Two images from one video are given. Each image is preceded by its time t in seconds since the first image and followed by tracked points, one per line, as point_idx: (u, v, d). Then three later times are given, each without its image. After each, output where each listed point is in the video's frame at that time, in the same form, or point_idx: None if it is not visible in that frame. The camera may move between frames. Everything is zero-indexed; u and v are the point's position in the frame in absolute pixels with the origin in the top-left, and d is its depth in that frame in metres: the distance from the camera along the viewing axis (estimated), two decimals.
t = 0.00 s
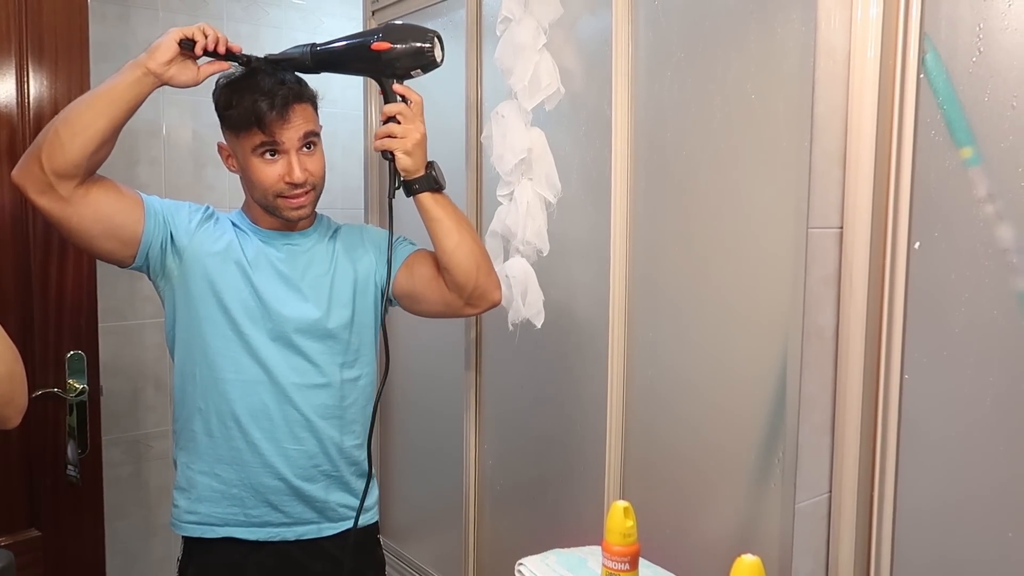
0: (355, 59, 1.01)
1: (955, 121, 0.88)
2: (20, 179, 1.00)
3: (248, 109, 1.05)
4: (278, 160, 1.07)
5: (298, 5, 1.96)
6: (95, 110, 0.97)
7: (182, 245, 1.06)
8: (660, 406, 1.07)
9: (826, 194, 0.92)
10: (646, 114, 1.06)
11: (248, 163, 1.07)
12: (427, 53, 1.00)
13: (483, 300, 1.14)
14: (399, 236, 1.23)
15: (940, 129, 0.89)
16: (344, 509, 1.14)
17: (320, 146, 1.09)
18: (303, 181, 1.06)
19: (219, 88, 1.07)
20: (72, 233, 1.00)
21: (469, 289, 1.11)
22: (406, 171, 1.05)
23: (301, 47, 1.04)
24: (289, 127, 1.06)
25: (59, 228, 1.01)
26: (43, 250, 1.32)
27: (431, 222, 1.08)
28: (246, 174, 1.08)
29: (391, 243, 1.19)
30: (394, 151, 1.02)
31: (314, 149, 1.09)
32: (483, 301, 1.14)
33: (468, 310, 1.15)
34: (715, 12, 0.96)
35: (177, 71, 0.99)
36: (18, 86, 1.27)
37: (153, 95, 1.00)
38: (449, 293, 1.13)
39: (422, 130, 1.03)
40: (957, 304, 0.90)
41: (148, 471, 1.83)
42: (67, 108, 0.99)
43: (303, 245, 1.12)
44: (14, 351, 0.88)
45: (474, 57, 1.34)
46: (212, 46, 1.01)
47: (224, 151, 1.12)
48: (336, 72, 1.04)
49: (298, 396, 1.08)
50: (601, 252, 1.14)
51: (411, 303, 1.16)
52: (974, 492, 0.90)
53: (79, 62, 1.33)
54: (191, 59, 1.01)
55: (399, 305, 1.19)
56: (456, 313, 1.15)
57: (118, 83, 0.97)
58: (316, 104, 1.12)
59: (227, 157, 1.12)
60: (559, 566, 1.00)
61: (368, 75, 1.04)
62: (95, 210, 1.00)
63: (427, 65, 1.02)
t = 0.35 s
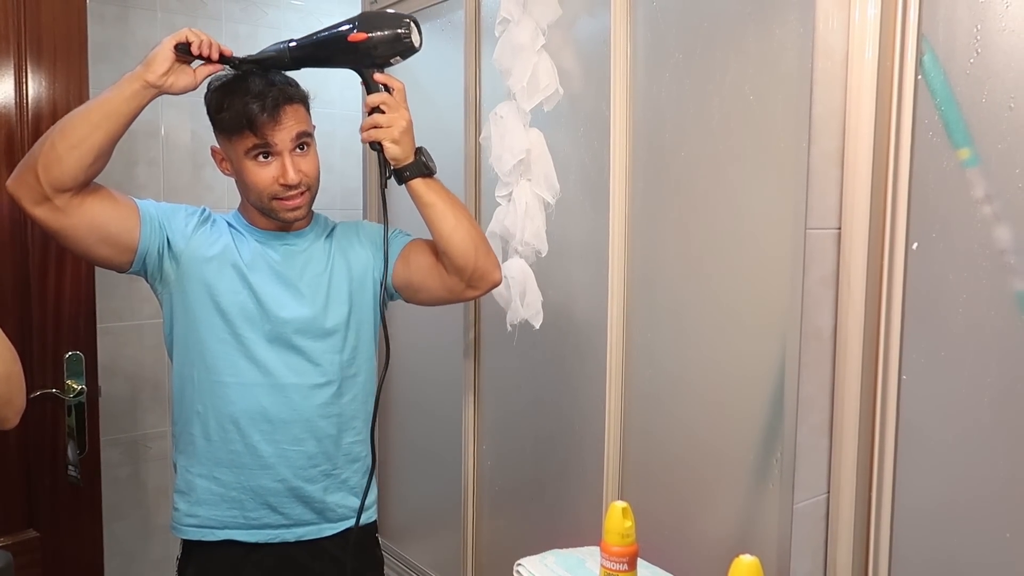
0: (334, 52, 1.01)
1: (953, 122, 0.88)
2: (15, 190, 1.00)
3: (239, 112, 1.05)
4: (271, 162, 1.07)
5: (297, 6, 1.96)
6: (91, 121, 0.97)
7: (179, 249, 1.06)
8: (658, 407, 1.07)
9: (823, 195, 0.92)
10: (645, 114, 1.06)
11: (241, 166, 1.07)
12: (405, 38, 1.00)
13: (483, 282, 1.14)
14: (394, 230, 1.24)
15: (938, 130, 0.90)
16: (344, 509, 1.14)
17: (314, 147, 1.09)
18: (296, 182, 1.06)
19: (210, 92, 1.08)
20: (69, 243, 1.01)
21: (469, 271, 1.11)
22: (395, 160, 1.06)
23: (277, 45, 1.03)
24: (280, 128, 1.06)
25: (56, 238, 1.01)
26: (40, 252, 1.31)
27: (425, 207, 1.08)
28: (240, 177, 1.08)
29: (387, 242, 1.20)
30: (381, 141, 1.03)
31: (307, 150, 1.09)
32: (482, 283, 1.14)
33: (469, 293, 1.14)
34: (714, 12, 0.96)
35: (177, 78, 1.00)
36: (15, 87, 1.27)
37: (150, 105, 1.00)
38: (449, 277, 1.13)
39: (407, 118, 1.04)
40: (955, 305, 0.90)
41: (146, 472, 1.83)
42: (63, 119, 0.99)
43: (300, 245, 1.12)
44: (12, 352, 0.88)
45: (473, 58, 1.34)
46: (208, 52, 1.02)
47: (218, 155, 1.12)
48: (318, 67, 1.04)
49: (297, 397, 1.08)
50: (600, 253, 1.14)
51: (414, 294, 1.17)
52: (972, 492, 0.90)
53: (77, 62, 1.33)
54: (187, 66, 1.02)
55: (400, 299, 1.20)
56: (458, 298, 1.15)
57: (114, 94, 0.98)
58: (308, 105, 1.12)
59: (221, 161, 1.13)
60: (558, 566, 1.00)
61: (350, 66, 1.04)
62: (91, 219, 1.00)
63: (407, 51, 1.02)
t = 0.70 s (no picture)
0: (338, 49, 1.00)
1: (952, 123, 0.88)
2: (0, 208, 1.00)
3: (228, 116, 1.05)
4: (264, 163, 1.07)
5: (296, 7, 1.96)
6: (71, 136, 0.97)
7: (173, 255, 1.06)
8: (657, 407, 1.07)
9: (822, 196, 0.92)
10: (644, 115, 1.06)
11: (234, 168, 1.07)
12: (410, 37, 0.99)
13: (487, 280, 1.15)
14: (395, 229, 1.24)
15: (937, 130, 0.90)
16: (346, 509, 1.14)
17: (305, 145, 1.10)
18: (290, 181, 1.06)
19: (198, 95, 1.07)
20: (60, 257, 1.01)
21: (473, 271, 1.12)
22: (404, 158, 1.06)
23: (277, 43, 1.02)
24: (271, 129, 1.06)
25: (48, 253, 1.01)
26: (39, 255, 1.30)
27: (433, 208, 1.08)
28: (233, 179, 1.08)
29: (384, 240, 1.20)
30: (390, 140, 1.02)
31: (298, 148, 1.09)
32: (485, 281, 1.14)
33: (471, 291, 1.15)
34: (713, 13, 0.96)
35: (153, 92, 1.00)
36: (14, 87, 1.27)
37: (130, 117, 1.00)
38: (453, 276, 1.13)
39: (415, 117, 1.03)
40: (954, 305, 0.90)
41: (145, 472, 1.83)
42: (42, 135, 0.99)
43: (296, 245, 1.12)
44: (10, 352, 0.88)
45: (472, 58, 1.34)
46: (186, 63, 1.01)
47: (209, 158, 1.12)
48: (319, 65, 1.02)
49: (296, 398, 1.08)
50: (599, 253, 1.14)
51: (417, 291, 1.17)
52: (971, 492, 0.90)
53: (77, 63, 1.33)
54: (163, 80, 1.02)
55: (398, 296, 1.20)
56: (459, 295, 1.16)
57: (92, 108, 0.97)
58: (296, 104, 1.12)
59: (212, 164, 1.13)
60: (557, 566, 1.00)
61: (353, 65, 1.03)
62: (79, 232, 1.00)
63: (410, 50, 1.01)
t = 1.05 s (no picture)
0: (324, 43, 1.00)
1: (949, 124, 0.88)
2: None
3: (229, 115, 1.06)
4: (263, 164, 1.07)
5: (295, 8, 1.96)
6: (72, 142, 0.97)
7: (169, 258, 1.06)
8: (655, 408, 1.08)
9: (820, 197, 0.92)
10: (642, 116, 1.06)
11: (233, 168, 1.07)
12: (394, 28, 0.99)
13: (480, 271, 1.15)
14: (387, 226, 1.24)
15: (934, 131, 0.90)
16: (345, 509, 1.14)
17: (304, 147, 1.10)
18: (288, 182, 1.06)
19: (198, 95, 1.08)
20: (60, 262, 1.01)
21: (466, 261, 1.12)
22: (392, 151, 1.06)
23: (263, 38, 1.02)
24: (271, 130, 1.06)
25: (47, 258, 1.01)
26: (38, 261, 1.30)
27: (422, 198, 1.09)
28: (231, 179, 1.08)
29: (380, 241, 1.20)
30: (377, 133, 1.03)
31: (298, 150, 1.09)
32: (478, 273, 1.15)
33: (466, 283, 1.15)
34: (711, 15, 0.97)
35: (153, 94, 1.00)
36: (13, 88, 1.27)
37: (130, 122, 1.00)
38: (446, 269, 1.13)
39: (402, 109, 1.04)
40: (951, 306, 0.90)
41: (144, 473, 1.83)
42: (42, 140, 0.99)
43: (292, 246, 1.12)
44: (8, 352, 0.88)
45: (471, 60, 1.35)
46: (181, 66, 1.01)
47: (208, 158, 1.12)
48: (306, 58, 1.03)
49: (293, 399, 1.09)
50: (598, 254, 1.14)
51: (411, 286, 1.17)
52: (968, 493, 0.90)
53: (76, 63, 1.33)
54: (161, 82, 1.02)
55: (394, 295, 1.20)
56: (454, 288, 1.16)
57: (93, 114, 0.97)
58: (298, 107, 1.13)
59: (212, 164, 1.13)
60: (556, 567, 1.00)
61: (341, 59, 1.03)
62: (80, 238, 1.00)
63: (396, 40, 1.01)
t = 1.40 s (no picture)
0: (322, 48, 0.99)
1: (943, 124, 0.89)
2: None
3: (225, 112, 1.06)
4: (258, 162, 1.07)
5: (292, 9, 1.96)
6: (69, 145, 0.97)
7: (165, 259, 1.06)
8: (651, 408, 1.08)
9: (815, 198, 0.93)
10: (638, 117, 1.07)
11: (228, 166, 1.07)
12: (393, 33, 0.99)
13: (476, 278, 1.15)
14: (384, 229, 1.24)
15: (928, 133, 0.90)
16: (339, 510, 1.14)
17: (300, 147, 1.10)
18: (283, 181, 1.07)
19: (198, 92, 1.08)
20: (57, 264, 1.02)
21: (462, 268, 1.12)
22: (391, 157, 1.05)
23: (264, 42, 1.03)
24: (267, 128, 1.07)
25: (42, 259, 1.01)
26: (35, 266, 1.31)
27: (419, 204, 1.08)
28: (226, 177, 1.08)
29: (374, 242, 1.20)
30: (375, 140, 1.02)
31: (293, 150, 1.10)
32: (474, 279, 1.15)
33: (461, 288, 1.15)
34: (706, 16, 0.97)
35: (151, 98, 1.00)
36: (11, 89, 1.27)
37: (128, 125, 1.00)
38: (442, 275, 1.13)
39: (401, 115, 1.03)
40: (945, 306, 0.90)
41: (141, 474, 1.83)
42: (39, 143, 0.99)
43: (287, 247, 1.12)
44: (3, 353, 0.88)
45: (468, 61, 1.35)
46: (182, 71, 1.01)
47: (203, 156, 1.12)
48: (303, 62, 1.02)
49: (287, 400, 1.09)
50: (593, 255, 1.15)
51: (404, 290, 1.17)
52: (962, 493, 0.91)
53: (73, 65, 1.33)
54: (160, 87, 1.01)
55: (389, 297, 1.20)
56: (449, 293, 1.16)
57: (90, 117, 0.97)
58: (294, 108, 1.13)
59: (207, 163, 1.13)
60: (551, 567, 1.00)
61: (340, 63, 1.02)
62: (75, 239, 1.00)
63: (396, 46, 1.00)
